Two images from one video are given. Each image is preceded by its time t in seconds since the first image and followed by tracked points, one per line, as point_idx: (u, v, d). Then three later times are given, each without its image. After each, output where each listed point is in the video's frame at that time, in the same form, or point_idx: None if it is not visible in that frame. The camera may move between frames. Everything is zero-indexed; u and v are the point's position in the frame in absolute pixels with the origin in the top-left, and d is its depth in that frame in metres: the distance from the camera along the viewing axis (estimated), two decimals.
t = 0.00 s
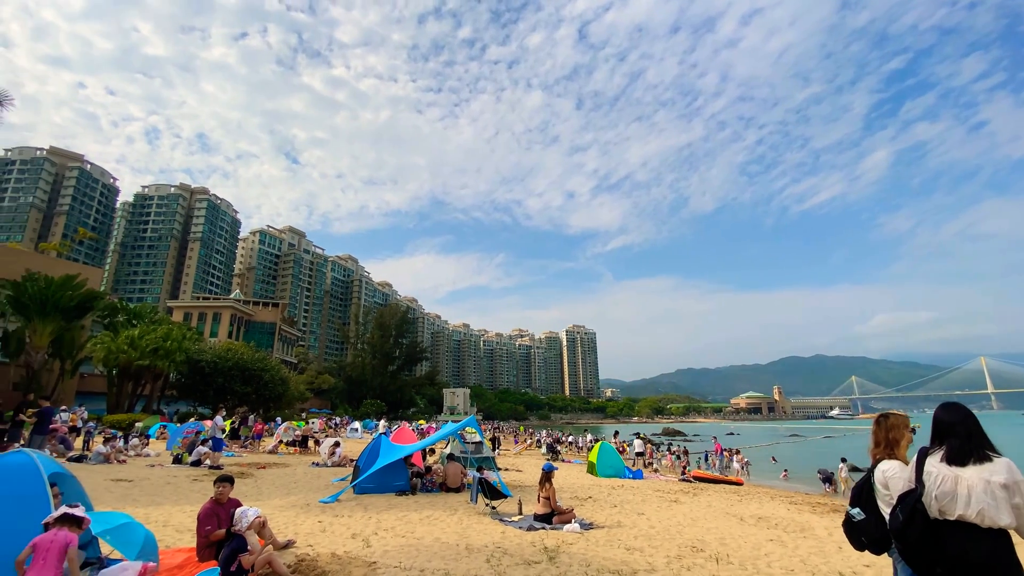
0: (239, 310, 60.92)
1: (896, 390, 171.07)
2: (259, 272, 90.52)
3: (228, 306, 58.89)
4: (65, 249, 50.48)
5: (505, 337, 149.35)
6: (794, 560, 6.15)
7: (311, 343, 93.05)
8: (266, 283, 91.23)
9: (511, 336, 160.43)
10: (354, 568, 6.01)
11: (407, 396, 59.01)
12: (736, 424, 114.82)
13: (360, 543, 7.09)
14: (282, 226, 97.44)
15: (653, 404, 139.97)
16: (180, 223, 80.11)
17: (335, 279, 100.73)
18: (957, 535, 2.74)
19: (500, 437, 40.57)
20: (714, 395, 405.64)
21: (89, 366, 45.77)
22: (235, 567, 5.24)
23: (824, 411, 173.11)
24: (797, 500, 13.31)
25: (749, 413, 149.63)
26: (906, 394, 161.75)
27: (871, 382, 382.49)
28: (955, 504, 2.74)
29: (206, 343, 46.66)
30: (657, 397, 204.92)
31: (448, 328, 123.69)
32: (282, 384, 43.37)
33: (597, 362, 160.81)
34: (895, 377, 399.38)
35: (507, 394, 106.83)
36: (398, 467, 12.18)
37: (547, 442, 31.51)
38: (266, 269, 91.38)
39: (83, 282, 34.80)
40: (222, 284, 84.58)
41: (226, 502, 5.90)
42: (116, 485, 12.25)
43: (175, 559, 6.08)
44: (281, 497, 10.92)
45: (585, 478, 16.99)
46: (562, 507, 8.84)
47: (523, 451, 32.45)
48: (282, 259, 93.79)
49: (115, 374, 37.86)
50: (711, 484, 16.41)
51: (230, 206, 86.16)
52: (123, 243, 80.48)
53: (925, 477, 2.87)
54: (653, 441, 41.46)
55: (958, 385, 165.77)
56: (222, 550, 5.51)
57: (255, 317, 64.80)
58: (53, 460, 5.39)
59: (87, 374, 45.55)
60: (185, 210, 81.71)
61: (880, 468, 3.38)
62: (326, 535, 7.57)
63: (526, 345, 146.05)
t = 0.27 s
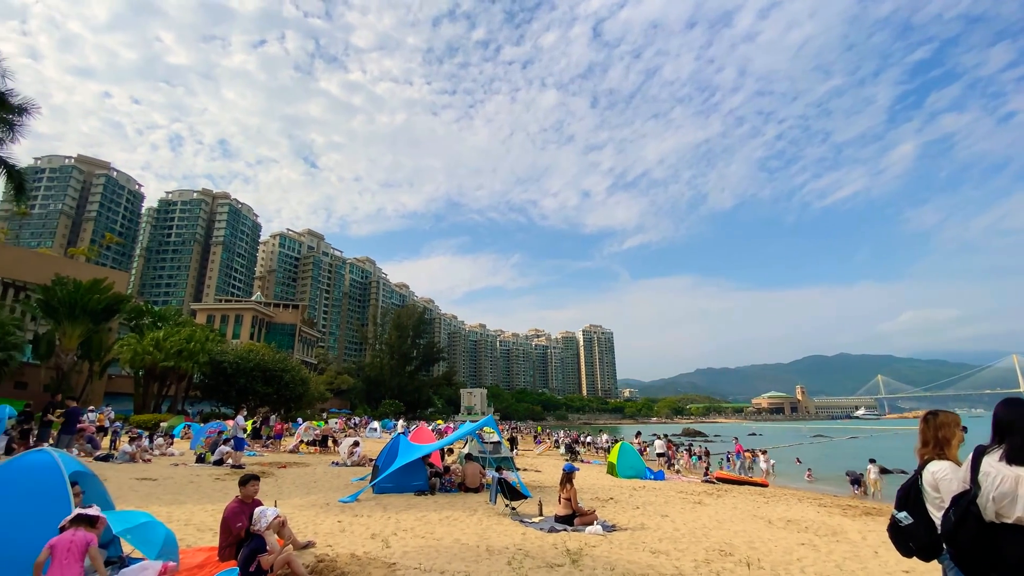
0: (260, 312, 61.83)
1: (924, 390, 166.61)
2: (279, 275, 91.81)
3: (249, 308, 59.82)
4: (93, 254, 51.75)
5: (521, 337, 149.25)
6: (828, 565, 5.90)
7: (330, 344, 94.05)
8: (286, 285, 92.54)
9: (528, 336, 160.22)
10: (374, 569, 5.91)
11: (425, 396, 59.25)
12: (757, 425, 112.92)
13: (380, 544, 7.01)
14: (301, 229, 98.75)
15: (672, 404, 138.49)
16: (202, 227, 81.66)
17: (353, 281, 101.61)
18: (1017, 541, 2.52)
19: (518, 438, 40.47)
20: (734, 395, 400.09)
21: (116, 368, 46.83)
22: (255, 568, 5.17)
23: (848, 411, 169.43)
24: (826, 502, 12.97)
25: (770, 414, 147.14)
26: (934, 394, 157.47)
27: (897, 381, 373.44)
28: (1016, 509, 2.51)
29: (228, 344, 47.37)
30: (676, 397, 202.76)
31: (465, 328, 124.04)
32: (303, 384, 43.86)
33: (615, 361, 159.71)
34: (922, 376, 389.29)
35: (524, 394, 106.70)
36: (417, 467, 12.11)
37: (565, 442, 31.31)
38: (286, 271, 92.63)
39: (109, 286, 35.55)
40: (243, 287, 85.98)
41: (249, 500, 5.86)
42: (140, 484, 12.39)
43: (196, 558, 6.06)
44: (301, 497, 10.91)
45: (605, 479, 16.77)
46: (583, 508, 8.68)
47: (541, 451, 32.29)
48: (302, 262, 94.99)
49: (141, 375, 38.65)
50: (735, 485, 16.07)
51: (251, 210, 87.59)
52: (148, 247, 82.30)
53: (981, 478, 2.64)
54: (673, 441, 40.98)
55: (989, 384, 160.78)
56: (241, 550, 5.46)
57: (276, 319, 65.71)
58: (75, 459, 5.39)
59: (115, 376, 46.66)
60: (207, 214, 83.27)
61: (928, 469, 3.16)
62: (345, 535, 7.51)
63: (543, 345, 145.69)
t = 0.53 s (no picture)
0: (278, 313, 62.58)
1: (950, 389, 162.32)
2: (297, 277, 92.96)
3: (267, 310, 60.57)
4: (116, 258, 52.80)
5: (536, 337, 148.95)
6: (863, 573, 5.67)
7: (347, 345, 94.86)
8: (304, 287, 93.65)
9: (543, 336, 159.86)
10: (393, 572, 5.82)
11: (441, 397, 59.40)
12: (777, 425, 111.04)
13: (398, 546, 6.91)
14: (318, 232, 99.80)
15: (690, 404, 136.98)
16: (222, 231, 82.96)
17: (369, 282, 102.41)
18: None
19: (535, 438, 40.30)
20: (752, 394, 394.58)
21: (140, 369, 47.72)
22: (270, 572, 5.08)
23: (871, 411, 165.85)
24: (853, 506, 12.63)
25: (790, 414, 144.67)
26: (962, 393, 153.28)
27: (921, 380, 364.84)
28: None
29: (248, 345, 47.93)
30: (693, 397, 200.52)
31: (480, 328, 124.22)
32: (320, 385, 44.26)
33: (631, 361, 158.53)
34: (948, 374, 379.69)
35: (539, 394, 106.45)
36: (434, 467, 12.01)
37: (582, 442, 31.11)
38: (304, 273, 93.73)
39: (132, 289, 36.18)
40: (262, 289, 87.14)
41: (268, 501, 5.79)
42: (160, 484, 12.45)
43: (213, 559, 6.02)
44: (319, 497, 10.86)
45: (624, 480, 16.52)
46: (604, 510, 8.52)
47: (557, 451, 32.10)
48: (319, 264, 96.02)
49: (163, 376, 39.27)
50: (758, 487, 15.72)
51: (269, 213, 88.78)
52: (170, 251, 83.84)
53: None
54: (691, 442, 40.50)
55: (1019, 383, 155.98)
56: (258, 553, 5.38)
57: (294, 320, 66.44)
58: (94, 460, 5.42)
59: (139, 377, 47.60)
60: (226, 218, 84.55)
61: (982, 473, 2.93)
62: (363, 536, 7.42)
63: (558, 345, 145.21)
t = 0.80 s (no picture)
0: (293, 315, 63.15)
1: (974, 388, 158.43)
2: (312, 278, 93.82)
3: (282, 311, 61.16)
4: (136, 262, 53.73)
5: (549, 337, 148.52)
6: None
7: (361, 345, 95.45)
8: (318, 288, 94.47)
9: (556, 336, 159.37)
10: None
11: (454, 396, 59.44)
12: (795, 425, 109.30)
13: (411, 549, 6.79)
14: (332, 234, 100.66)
15: (705, 404, 135.53)
16: (238, 234, 83.98)
17: (383, 283, 102.96)
18: None
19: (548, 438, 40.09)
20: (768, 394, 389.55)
21: (159, 371, 48.45)
22: None
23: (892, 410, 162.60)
24: (877, 510, 12.32)
25: (808, 413, 142.38)
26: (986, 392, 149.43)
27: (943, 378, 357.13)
28: None
29: (264, 347, 48.37)
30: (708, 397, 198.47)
31: (492, 328, 124.27)
32: (335, 385, 44.58)
33: (645, 360, 157.33)
34: (971, 373, 371.24)
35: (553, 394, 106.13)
36: (447, 468, 11.91)
37: (597, 442, 30.92)
38: (318, 275, 94.57)
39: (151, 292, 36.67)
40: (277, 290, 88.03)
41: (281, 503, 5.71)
42: (177, 484, 12.52)
43: (225, 562, 5.94)
44: (333, 498, 10.81)
45: (641, 481, 16.29)
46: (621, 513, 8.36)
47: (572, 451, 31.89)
48: (333, 265, 96.82)
49: (182, 377, 39.78)
50: (778, 489, 15.41)
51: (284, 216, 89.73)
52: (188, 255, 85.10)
53: None
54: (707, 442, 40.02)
55: None
56: (269, 556, 5.29)
57: (309, 321, 66.99)
58: (106, 462, 5.41)
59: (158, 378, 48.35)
60: (242, 221, 85.60)
61: None
62: (376, 538, 7.31)
63: (571, 345, 144.60)
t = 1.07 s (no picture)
0: (306, 316, 63.58)
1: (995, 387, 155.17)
2: (324, 280, 94.44)
3: (295, 312, 61.59)
4: (152, 264, 54.42)
5: (560, 336, 148.00)
6: None
7: (373, 346, 95.91)
8: (330, 289, 95.13)
9: (567, 336, 158.85)
10: None
11: (465, 396, 59.42)
12: (811, 424, 107.75)
13: (421, 550, 6.67)
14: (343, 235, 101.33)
15: (718, 403, 134.28)
16: (252, 236, 84.72)
17: (394, 284, 103.32)
18: None
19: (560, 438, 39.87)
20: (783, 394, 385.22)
21: (175, 371, 48.97)
22: None
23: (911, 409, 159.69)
24: (899, 512, 12.01)
25: (824, 413, 140.36)
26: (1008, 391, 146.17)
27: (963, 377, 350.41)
28: None
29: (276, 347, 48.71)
30: (721, 396, 196.55)
31: (503, 328, 124.29)
32: (347, 385, 44.80)
33: (656, 359, 156.20)
34: (991, 371, 363.79)
35: (564, 394, 105.79)
36: (457, 468, 11.78)
37: (609, 442, 30.69)
38: (330, 276, 95.17)
39: (165, 293, 37.03)
40: (290, 291, 88.76)
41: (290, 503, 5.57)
42: (188, 483, 12.51)
43: (232, 563, 5.84)
44: (343, 498, 10.72)
45: (654, 481, 16.07)
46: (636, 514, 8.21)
47: (584, 451, 31.70)
48: (344, 267, 97.38)
49: (196, 378, 40.14)
50: (796, 490, 15.09)
51: (296, 218, 90.46)
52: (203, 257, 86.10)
53: None
54: (721, 442, 39.55)
55: None
56: (274, 558, 5.18)
57: (321, 322, 67.38)
58: (113, 462, 5.33)
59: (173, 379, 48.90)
60: (255, 224, 86.40)
61: None
62: (385, 539, 7.19)
63: (581, 344, 144.10)
